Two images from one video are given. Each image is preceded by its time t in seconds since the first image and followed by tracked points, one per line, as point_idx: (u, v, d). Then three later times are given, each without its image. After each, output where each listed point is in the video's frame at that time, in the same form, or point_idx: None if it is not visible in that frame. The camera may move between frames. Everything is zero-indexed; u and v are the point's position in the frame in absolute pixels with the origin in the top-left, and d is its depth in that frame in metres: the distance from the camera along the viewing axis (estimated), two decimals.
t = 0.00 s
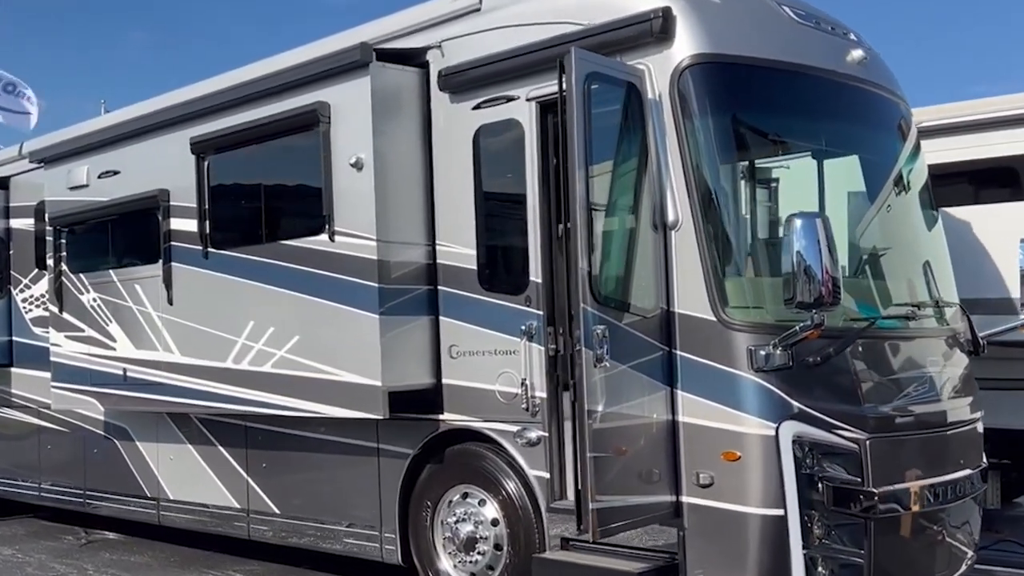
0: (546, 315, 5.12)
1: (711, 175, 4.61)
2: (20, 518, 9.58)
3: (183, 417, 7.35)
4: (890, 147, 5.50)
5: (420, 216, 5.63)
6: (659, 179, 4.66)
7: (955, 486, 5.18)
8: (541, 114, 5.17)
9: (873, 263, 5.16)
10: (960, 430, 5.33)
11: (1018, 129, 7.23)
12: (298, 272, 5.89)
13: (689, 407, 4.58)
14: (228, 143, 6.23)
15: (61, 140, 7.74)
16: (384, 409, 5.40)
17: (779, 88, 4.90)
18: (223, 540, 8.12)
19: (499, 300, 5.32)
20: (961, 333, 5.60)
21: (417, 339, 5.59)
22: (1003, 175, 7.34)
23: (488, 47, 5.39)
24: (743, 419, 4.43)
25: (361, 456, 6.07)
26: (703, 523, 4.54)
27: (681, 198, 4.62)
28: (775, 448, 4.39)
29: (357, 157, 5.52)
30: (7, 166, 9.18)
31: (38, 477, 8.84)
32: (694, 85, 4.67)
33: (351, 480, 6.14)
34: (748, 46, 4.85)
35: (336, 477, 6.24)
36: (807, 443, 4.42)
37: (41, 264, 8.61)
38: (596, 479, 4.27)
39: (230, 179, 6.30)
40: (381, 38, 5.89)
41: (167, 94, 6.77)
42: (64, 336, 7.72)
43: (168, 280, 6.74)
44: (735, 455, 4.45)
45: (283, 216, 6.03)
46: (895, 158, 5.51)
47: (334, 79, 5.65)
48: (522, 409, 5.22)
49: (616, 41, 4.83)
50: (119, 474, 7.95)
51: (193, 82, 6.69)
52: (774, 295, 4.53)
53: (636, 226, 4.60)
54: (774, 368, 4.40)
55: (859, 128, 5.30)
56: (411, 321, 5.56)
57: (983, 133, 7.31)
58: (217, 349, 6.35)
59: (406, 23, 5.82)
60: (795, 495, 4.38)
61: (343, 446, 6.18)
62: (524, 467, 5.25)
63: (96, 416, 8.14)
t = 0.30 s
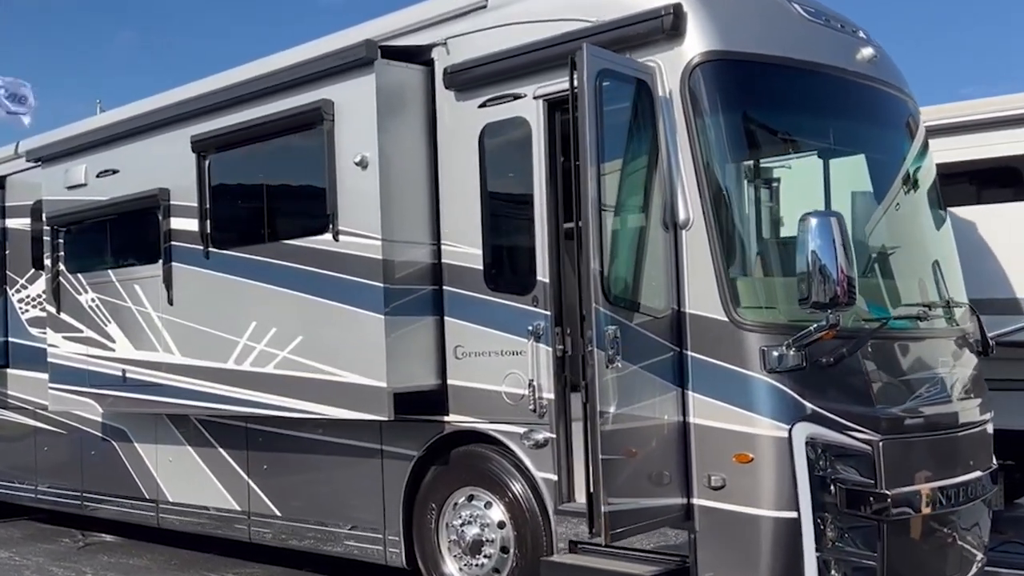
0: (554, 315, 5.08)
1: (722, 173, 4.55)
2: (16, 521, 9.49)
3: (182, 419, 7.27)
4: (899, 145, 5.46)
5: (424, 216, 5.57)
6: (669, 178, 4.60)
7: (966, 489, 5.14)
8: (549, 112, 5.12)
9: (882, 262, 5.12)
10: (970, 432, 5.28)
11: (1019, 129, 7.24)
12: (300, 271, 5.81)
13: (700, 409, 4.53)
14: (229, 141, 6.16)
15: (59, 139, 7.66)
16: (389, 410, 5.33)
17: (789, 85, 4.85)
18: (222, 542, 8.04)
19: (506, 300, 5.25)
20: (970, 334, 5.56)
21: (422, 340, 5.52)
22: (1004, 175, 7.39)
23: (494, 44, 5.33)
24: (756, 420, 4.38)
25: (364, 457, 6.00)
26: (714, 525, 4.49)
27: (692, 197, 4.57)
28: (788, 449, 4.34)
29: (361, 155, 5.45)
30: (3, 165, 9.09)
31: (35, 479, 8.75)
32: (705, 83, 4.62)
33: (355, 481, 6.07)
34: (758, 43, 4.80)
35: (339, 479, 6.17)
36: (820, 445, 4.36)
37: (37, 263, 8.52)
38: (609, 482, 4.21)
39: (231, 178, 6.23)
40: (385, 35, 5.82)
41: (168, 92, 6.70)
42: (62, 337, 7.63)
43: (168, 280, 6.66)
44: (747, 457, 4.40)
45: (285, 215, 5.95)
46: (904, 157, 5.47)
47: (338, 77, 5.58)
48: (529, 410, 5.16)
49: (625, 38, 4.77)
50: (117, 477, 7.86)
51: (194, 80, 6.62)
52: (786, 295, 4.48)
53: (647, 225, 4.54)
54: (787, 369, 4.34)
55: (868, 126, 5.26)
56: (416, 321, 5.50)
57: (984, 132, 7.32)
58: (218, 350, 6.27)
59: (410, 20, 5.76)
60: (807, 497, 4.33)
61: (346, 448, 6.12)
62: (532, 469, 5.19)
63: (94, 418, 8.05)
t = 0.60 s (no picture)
0: (564, 314, 5.02)
1: (737, 170, 4.50)
2: (13, 522, 9.39)
3: (184, 419, 7.19)
4: (911, 142, 5.41)
5: (432, 214, 5.51)
6: (683, 175, 4.55)
7: (978, 489, 5.09)
8: (560, 108, 5.07)
9: (895, 261, 5.08)
10: (983, 431, 5.23)
11: (1010, 130, 7.34)
12: (306, 270, 5.75)
13: (715, 408, 4.48)
14: (234, 138, 6.09)
15: (58, 137, 7.58)
16: (397, 410, 5.27)
17: (803, 81, 4.80)
18: (223, 544, 7.97)
19: (516, 298, 5.20)
20: (983, 332, 5.51)
21: (430, 339, 5.46)
22: (1004, 173, 7.37)
23: (503, 40, 5.28)
24: (772, 420, 4.33)
25: (370, 458, 5.94)
26: (730, 526, 4.44)
27: (707, 194, 4.52)
28: (805, 450, 4.29)
29: (369, 153, 5.39)
30: None
31: (33, 481, 8.66)
32: (719, 79, 4.57)
33: (360, 482, 6.01)
34: (772, 39, 4.75)
35: (345, 480, 6.10)
36: (837, 445, 4.32)
37: (36, 262, 8.44)
38: (625, 483, 4.15)
39: (235, 176, 6.17)
40: (392, 31, 5.76)
41: (171, 89, 6.62)
42: (61, 337, 7.56)
43: (171, 279, 6.59)
44: (764, 457, 4.34)
45: (290, 214, 5.89)
46: (915, 153, 5.42)
47: (345, 73, 5.52)
48: (540, 410, 5.10)
49: (638, 33, 4.72)
50: (117, 477, 7.79)
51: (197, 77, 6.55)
52: (802, 293, 4.43)
53: (660, 222, 4.49)
54: (804, 368, 4.30)
55: (881, 123, 5.21)
56: (424, 320, 5.44)
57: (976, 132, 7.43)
58: (222, 350, 6.20)
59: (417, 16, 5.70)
60: (825, 498, 4.28)
61: (352, 448, 6.05)
62: (542, 470, 5.14)
63: (93, 418, 7.97)
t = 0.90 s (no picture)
0: (577, 314, 4.96)
1: (753, 168, 4.46)
2: (11, 525, 9.28)
3: (186, 420, 7.11)
4: (925, 139, 5.36)
5: (441, 212, 5.44)
6: (700, 173, 4.50)
7: (994, 490, 5.03)
8: (572, 105, 5.01)
9: (909, 259, 5.03)
10: (999, 432, 5.18)
11: (1009, 129, 7.38)
12: (313, 269, 5.68)
13: (732, 409, 4.42)
14: (239, 136, 6.01)
15: (58, 135, 7.49)
16: (407, 411, 5.20)
17: (819, 78, 4.75)
18: (225, 546, 7.89)
19: (528, 298, 5.13)
20: (997, 332, 5.46)
21: (439, 339, 5.40)
22: (1008, 173, 7.42)
23: (514, 37, 5.21)
24: (791, 420, 4.27)
25: (377, 459, 5.87)
26: (747, 528, 4.38)
27: (723, 192, 4.46)
28: (824, 451, 4.24)
29: (378, 150, 5.32)
30: None
31: (32, 483, 8.56)
32: (736, 75, 4.52)
33: (367, 484, 5.94)
34: (788, 35, 4.70)
35: (351, 482, 6.03)
36: (856, 445, 4.26)
37: (34, 262, 8.35)
38: (643, 485, 4.08)
39: (239, 174, 6.09)
40: (400, 28, 5.70)
41: (174, 86, 6.54)
42: (61, 337, 7.47)
43: (174, 279, 6.51)
44: (782, 458, 4.29)
45: (297, 212, 5.81)
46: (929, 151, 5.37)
47: (353, 70, 5.45)
48: (552, 411, 5.04)
49: (653, 29, 4.66)
50: (118, 479, 7.70)
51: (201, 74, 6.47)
52: (820, 292, 4.38)
53: (676, 220, 4.43)
54: (823, 367, 4.24)
55: (896, 119, 5.15)
56: (433, 320, 5.37)
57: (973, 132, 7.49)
58: (226, 350, 6.13)
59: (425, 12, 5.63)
60: (844, 499, 4.23)
61: (358, 450, 5.98)
62: (554, 471, 5.07)
63: (93, 420, 7.88)
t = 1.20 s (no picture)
0: (583, 314, 4.91)
1: (762, 166, 4.42)
2: (4, 528, 9.18)
3: (184, 421, 7.04)
4: (932, 137, 5.32)
5: (444, 211, 5.38)
6: (708, 171, 4.45)
7: (1002, 491, 4.97)
8: (578, 102, 4.96)
9: (916, 258, 4.99)
10: (1007, 432, 5.12)
11: (1000, 130, 7.45)
12: (315, 269, 5.61)
13: (741, 409, 4.37)
14: (238, 134, 5.95)
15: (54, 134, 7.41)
16: (410, 411, 5.14)
17: (828, 75, 4.71)
18: (222, 549, 7.82)
19: (533, 297, 5.08)
20: (1005, 332, 5.40)
21: (442, 340, 5.34)
22: (1006, 172, 7.44)
23: (518, 33, 5.16)
24: (801, 421, 4.23)
25: (379, 461, 5.80)
26: (757, 530, 4.34)
27: (732, 190, 4.42)
28: (835, 451, 4.19)
29: (381, 148, 5.27)
30: None
31: (26, 485, 8.47)
32: (745, 72, 4.48)
33: (368, 485, 5.87)
34: (797, 31, 4.66)
35: (352, 483, 5.97)
36: (866, 445, 4.22)
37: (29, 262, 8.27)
38: (654, 486, 4.02)
39: (239, 172, 6.03)
40: (402, 25, 5.64)
41: (172, 84, 6.48)
42: (56, 337, 7.38)
43: (173, 279, 6.44)
44: (793, 459, 4.24)
45: (297, 211, 5.75)
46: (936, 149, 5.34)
47: (355, 66, 5.39)
48: (558, 411, 4.99)
49: (661, 25, 4.61)
50: (114, 481, 7.61)
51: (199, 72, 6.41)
52: (830, 291, 4.33)
53: (684, 218, 4.38)
54: (833, 367, 4.21)
55: (903, 118, 5.11)
56: (436, 320, 5.32)
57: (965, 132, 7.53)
58: (226, 350, 6.06)
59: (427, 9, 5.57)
60: (855, 500, 4.18)
61: (359, 451, 5.92)
62: (559, 472, 5.02)
63: (89, 421, 7.79)
